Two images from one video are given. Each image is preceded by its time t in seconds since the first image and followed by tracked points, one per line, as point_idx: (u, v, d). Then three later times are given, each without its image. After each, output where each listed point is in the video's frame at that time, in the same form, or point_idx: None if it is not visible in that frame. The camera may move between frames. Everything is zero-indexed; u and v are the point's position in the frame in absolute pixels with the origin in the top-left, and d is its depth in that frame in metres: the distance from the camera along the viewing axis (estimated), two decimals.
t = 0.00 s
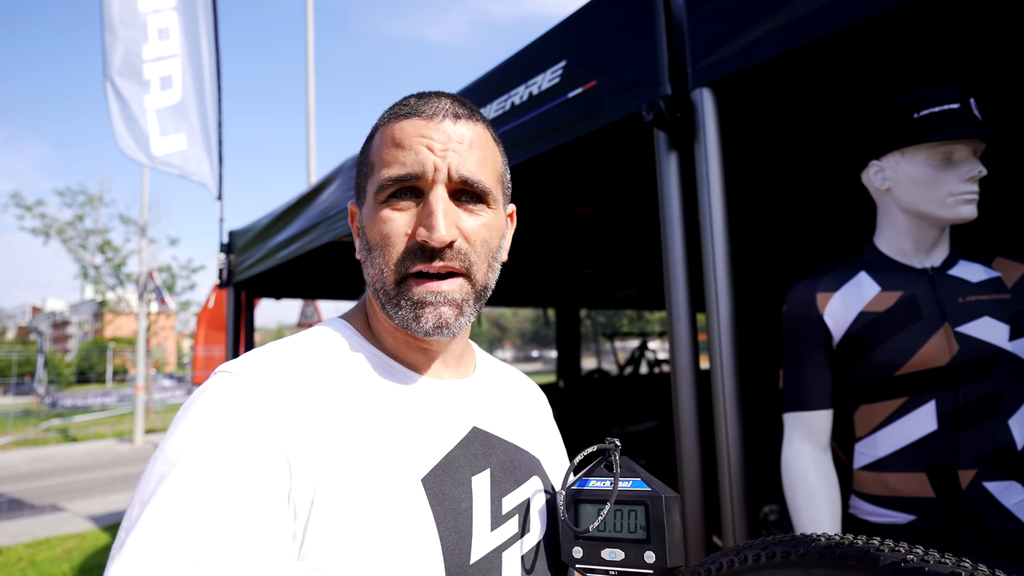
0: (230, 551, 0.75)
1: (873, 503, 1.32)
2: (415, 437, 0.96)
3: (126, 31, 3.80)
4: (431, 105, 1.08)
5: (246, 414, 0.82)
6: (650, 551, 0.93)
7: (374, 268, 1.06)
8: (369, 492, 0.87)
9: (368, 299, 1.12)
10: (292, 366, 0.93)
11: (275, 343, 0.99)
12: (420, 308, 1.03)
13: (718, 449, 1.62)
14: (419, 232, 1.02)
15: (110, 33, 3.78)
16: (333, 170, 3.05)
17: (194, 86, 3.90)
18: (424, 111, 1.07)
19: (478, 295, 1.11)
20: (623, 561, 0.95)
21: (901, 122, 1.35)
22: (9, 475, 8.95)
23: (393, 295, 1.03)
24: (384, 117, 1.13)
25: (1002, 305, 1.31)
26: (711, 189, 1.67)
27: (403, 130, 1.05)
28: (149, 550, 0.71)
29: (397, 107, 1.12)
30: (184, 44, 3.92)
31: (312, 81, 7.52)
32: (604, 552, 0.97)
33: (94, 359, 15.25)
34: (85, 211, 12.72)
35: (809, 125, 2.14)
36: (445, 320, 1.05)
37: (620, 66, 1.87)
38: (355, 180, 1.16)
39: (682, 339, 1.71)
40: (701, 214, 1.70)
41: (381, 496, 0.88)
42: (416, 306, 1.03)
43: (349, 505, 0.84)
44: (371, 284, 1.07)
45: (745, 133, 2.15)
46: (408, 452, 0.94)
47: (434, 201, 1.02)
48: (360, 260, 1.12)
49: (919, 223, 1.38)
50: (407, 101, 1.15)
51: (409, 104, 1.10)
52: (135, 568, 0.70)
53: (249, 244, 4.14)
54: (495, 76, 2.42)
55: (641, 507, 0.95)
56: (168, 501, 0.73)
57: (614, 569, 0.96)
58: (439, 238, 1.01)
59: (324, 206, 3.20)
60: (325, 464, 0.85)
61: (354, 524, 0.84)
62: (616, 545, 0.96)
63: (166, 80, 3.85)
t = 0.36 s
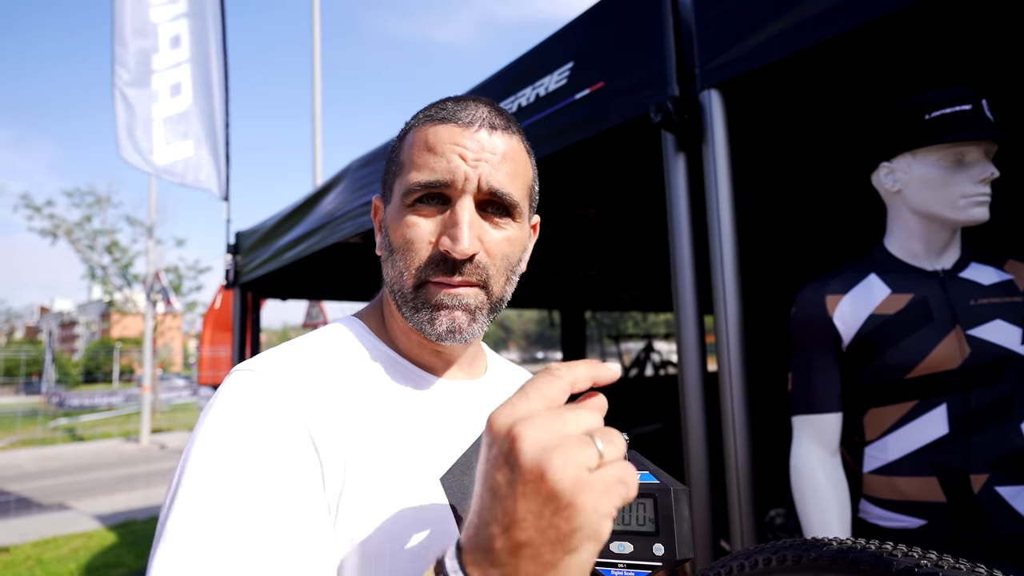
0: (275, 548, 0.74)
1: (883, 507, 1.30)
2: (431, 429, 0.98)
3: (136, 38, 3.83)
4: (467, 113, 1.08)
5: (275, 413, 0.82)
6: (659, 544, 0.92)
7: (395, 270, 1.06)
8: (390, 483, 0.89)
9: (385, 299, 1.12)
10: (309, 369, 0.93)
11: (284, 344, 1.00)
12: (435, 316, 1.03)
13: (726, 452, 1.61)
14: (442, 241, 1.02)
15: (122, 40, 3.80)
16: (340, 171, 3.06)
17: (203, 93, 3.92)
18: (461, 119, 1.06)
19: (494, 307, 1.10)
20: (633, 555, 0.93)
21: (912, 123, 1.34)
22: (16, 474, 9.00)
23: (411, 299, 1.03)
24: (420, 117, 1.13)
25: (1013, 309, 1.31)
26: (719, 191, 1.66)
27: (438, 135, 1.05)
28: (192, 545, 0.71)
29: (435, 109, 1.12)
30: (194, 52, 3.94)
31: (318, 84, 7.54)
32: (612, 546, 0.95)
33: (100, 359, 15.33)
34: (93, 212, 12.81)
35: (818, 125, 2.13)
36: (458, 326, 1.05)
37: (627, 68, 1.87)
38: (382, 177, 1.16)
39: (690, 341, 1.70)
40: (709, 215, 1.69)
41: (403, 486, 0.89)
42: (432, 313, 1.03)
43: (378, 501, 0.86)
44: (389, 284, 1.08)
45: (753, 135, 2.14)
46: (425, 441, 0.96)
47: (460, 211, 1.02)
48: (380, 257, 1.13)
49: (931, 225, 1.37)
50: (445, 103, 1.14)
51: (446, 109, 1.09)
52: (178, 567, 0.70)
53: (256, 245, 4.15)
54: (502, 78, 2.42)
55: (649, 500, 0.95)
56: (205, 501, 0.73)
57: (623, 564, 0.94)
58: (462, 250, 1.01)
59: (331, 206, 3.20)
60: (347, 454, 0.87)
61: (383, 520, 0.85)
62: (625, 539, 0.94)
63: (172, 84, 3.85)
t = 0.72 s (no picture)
0: (267, 546, 0.74)
1: (882, 507, 1.30)
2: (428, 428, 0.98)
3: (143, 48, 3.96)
4: (467, 107, 1.09)
5: (279, 410, 0.83)
6: (661, 541, 0.93)
7: (399, 266, 1.07)
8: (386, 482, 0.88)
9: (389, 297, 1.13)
10: (313, 368, 0.93)
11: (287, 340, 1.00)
12: (438, 311, 1.03)
13: (725, 452, 1.61)
14: (444, 234, 1.02)
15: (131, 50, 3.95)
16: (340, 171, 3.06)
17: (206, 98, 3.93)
18: (461, 113, 1.07)
19: (497, 303, 1.09)
20: (635, 551, 0.94)
21: (911, 124, 1.35)
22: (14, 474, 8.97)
23: (413, 294, 1.03)
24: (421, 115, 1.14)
25: (1011, 310, 1.31)
26: (718, 191, 1.66)
27: (438, 129, 1.06)
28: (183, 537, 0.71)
29: (436, 106, 1.13)
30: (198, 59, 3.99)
31: (318, 84, 7.54)
32: (615, 541, 0.95)
33: (99, 359, 15.33)
34: (93, 212, 12.80)
35: (818, 126, 2.13)
36: (461, 322, 1.04)
37: (625, 69, 1.87)
38: (388, 175, 1.17)
39: (689, 342, 1.71)
40: (709, 216, 1.69)
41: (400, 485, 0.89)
42: (435, 307, 1.02)
43: (373, 505, 0.86)
44: (393, 281, 1.08)
45: (752, 135, 2.15)
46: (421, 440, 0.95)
47: (462, 204, 1.03)
48: (384, 254, 1.14)
49: (930, 226, 1.37)
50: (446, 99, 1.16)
51: (448, 104, 1.10)
52: (168, 559, 0.69)
53: (255, 244, 4.14)
54: (502, 78, 2.42)
55: (652, 496, 0.96)
56: (201, 494, 0.73)
57: (625, 560, 0.95)
58: (463, 242, 1.00)
59: (331, 206, 3.20)
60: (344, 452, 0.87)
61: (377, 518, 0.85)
62: (627, 535, 0.95)
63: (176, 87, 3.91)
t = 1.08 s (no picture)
0: (261, 541, 0.74)
1: (879, 508, 1.31)
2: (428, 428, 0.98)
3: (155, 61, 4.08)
4: (442, 107, 1.09)
5: (277, 409, 0.83)
6: (659, 524, 0.93)
7: (389, 273, 1.07)
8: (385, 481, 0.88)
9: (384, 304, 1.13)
10: (313, 367, 0.93)
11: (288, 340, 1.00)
12: (430, 314, 1.03)
13: (722, 453, 1.62)
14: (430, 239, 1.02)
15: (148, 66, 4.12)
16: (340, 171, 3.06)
17: (208, 101, 3.95)
18: (437, 114, 1.07)
19: (490, 302, 1.09)
20: (632, 535, 0.95)
21: (909, 126, 1.35)
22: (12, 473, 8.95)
23: (405, 300, 1.04)
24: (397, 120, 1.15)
25: (1008, 312, 1.32)
26: (716, 193, 1.66)
27: (416, 132, 1.06)
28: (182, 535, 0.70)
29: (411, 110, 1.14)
30: (204, 64, 4.02)
31: (318, 85, 7.54)
32: (612, 527, 0.96)
33: (97, 359, 15.30)
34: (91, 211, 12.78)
35: (817, 128, 2.14)
36: (455, 324, 1.04)
37: (622, 71, 1.88)
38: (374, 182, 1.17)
39: (687, 342, 1.71)
40: (707, 217, 1.69)
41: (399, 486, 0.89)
42: (426, 312, 1.03)
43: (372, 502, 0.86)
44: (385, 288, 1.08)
45: (751, 137, 2.15)
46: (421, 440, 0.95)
47: (445, 207, 1.03)
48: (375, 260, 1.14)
49: (927, 229, 1.38)
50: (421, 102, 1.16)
51: (422, 106, 1.11)
52: (173, 543, 0.70)
53: (255, 244, 4.14)
54: (501, 78, 2.42)
55: (648, 480, 0.96)
56: (203, 492, 0.72)
57: (623, 545, 0.95)
58: (449, 245, 1.01)
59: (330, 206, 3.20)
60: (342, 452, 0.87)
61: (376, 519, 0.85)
62: (625, 519, 0.96)
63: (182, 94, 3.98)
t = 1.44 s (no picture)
0: (267, 544, 0.76)
1: (874, 508, 1.32)
2: (429, 429, 0.98)
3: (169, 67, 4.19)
4: (504, 119, 1.04)
5: (277, 418, 0.84)
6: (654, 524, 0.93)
7: (444, 283, 1.02)
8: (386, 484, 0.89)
9: (418, 311, 1.07)
10: (311, 369, 0.94)
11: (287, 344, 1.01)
12: (496, 322, 1.04)
13: (720, 453, 1.63)
14: (508, 255, 1.00)
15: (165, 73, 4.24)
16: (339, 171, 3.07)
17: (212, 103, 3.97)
18: (506, 127, 1.02)
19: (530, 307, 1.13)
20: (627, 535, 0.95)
21: (905, 129, 1.36)
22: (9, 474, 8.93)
23: (472, 311, 1.02)
24: (442, 118, 1.04)
25: (1002, 313, 1.33)
26: (714, 194, 1.67)
27: (490, 145, 0.99)
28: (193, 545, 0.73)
29: (459, 112, 1.05)
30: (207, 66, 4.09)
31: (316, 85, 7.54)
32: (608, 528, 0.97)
33: (95, 359, 15.28)
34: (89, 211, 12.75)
35: (814, 129, 2.15)
36: (515, 331, 1.07)
37: (620, 73, 1.90)
38: (403, 178, 1.05)
39: (685, 343, 1.72)
40: (705, 218, 1.70)
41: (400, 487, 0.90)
42: (492, 321, 1.04)
43: (374, 502, 0.87)
44: (436, 298, 1.03)
45: (749, 139, 2.16)
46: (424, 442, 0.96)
47: (521, 223, 1.01)
48: (411, 266, 1.06)
49: (923, 231, 1.39)
50: (461, 102, 1.07)
51: (479, 113, 1.03)
52: (185, 550, 0.73)
53: (253, 245, 4.14)
54: (500, 79, 2.42)
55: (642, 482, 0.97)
56: (208, 501, 0.75)
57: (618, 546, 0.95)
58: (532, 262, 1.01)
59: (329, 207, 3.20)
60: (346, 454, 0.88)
61: (378, 521, 0.86)
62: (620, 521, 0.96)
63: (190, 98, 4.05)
